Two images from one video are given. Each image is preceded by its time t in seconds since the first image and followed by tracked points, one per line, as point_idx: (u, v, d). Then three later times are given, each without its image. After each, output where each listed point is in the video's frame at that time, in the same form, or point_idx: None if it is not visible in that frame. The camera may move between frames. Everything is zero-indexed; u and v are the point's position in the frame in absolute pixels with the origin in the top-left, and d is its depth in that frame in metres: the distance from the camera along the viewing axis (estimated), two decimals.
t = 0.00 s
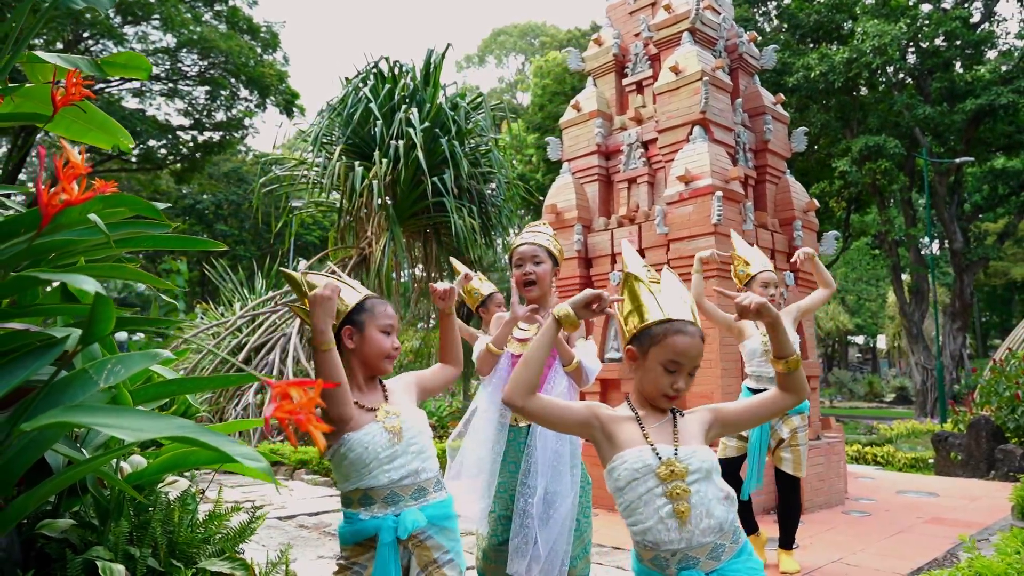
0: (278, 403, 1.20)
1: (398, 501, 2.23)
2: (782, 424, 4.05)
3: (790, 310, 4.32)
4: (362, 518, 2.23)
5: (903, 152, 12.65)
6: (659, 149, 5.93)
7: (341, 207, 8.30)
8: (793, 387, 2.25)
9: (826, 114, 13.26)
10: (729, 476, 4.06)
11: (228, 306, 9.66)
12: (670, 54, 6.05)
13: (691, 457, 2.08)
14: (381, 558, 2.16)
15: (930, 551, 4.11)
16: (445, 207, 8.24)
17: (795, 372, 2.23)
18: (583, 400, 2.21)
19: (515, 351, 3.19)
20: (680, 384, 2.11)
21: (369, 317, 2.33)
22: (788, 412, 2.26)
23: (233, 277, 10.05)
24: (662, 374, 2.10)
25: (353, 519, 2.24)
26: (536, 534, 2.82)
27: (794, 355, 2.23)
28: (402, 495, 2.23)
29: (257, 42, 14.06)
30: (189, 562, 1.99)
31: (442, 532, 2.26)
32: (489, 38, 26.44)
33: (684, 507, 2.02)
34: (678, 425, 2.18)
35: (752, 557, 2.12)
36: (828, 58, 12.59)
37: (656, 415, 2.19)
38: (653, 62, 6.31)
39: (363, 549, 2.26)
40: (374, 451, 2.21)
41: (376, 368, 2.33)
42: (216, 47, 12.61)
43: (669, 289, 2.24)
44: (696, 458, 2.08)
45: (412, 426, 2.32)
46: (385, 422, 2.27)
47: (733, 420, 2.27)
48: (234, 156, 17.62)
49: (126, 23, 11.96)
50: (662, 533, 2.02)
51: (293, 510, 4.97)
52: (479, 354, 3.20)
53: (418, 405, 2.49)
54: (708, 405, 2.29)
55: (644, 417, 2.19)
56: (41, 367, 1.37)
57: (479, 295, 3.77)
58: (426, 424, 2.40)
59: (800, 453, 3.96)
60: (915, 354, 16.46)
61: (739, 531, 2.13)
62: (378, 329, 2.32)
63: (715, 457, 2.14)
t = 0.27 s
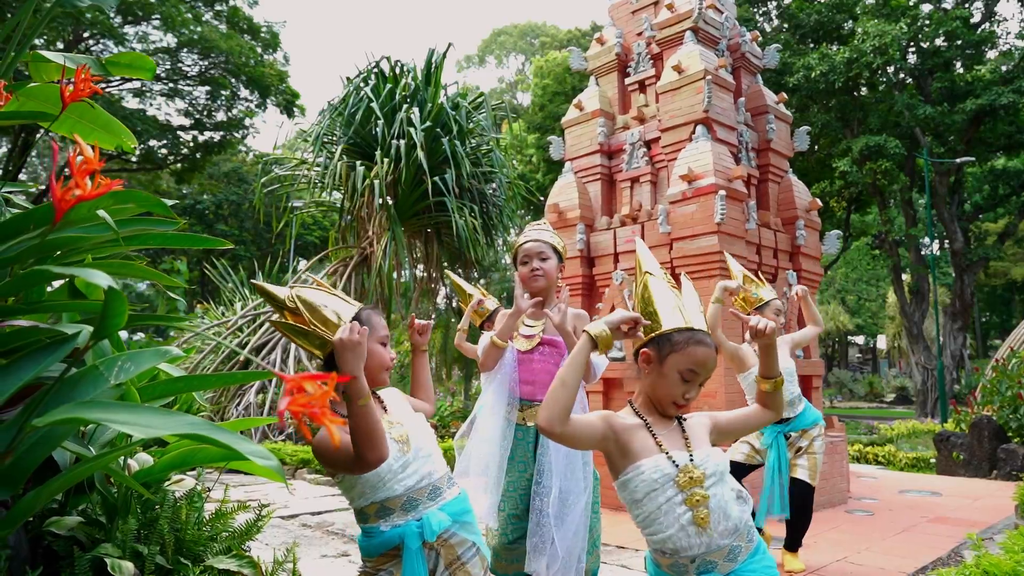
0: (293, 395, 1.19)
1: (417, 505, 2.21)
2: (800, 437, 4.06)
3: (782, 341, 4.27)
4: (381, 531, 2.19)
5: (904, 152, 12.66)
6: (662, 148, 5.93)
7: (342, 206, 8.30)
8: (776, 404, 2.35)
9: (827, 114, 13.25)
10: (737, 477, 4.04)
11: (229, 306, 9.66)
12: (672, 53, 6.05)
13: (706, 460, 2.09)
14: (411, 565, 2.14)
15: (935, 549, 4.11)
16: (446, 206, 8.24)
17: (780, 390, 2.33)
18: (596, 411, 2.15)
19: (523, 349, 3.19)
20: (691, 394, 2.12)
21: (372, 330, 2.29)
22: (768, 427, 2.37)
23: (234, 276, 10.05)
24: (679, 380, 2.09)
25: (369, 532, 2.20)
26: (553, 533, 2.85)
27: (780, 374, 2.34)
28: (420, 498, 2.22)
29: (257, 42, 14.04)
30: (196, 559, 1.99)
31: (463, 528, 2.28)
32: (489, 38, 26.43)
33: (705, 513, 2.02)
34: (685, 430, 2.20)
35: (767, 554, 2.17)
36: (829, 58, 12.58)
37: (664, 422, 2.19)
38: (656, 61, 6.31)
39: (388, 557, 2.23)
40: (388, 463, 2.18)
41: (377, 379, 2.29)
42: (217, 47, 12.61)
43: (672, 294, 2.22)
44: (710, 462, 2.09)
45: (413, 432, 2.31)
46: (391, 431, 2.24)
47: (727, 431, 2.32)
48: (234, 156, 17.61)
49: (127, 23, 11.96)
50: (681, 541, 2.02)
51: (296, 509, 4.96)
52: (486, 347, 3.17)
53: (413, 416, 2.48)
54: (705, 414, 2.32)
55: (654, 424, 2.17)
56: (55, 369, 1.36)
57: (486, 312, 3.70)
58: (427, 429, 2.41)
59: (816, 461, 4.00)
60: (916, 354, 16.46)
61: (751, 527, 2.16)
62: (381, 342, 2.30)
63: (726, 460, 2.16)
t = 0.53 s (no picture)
0: (305, 397, 1.19)
1: (407, 499, 2.21)
2: (799, 432, 4.06)
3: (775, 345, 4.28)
4: (373, 517, 2.22)
5: (904, 152, 12.65)
6: (664, 147, 5.93)
7: (343, 206, 8.29)
8: (805, 372, 2.31)
9: (828, 114, 13.25)
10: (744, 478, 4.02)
11: (230, 306, 9.65)
12: (675, 52, 6.05)
13: (722, 452, 2.10)
14: (397, 556, 2.15)
15: (938, 548, 4.10)
16: (448, 206, 8.24)
17: (807, 360, 2.27)
18: (610, 396, 2.19)
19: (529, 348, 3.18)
20: (698, 364, 2.09)
21: (365, 317, 2.28)
22: (800, 398, 2.33)
23: (235, 276, 10.04)
24: (678, 356, 2.09)
25: (363, 518, 2.23)
26: (569, 530, 2.91)
27: (805, 343, 2.28)
28: (411, 493, 2.21)
29: (258, 42, 14.04)
30: (203, 557, 1.99)
31: (454, 529, 2.24)
32: (489, 38, 26.42)
33: (711, 503, 2.03)
34: (704, 418, 2.19)
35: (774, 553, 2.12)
36: (830, 58, 12.57)
37: (682, 407, 2.20)
38: (658, 60, 6.30)
39: (375, 547, 2.25)
40: (381, 453, 2.19)
41: (380, 366, 2.29)
42: (217, 47, 12.60)
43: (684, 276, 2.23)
44: (726, 454, 2.10)
45: (419, 428, 2.30)
46: (392, 424, 2.24)
47: (750, 407, 2.31)
48: (234, 156, 17.60)
49: (127, 23, 11.96)
50: (685, 524, 2.03)
51: (299, 508, 4.96)
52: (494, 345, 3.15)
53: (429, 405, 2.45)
54: (726, 393, 2.32)
55: (670, 409, 2.19)
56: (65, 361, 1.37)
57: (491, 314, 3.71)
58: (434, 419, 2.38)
59: (817, 458, 3.99)
60: (917, 353, 16.46)
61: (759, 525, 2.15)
62: (375, 327, 2.28)
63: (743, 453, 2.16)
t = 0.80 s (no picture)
0: (310, 385, 1.21)
1: (382, 495, 2.13)
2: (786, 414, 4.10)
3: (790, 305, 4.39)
4: (352, 503, 2.18)
5: (906, 151, 12.65)
6: (666, 145, 5.92)
7: (345, 205, 8.30)
8: (830, 347, 2.19)
9: (829, 114, 13.24)
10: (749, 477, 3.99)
11: (231, 306, 9.65)
12: (676, 51, 6.05)
13: (719, 443, 2.07)
14: (360, 548, 2.09)
15: (941, 546, 4.09)
16: (449, 205, 8.23)
17: (830, 333, 2.18)
18: (615, 371, 2.23)
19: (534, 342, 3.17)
20: (692, 339, 2.11)
21: (356, 304, 2.29)
22: (831, 378, 2.20)
23: (236, 276, 10.03)
24: (668, 332, 2.14)
25: (344, 503, 2.20)
26: (580, 526, 2.92)
27: (827, 316, 2.19)
28: (387, 490, 2.13)
29: (259, 42, 14.04)
30: (206, 553, 1.99)
31: (424, 536, 2.12)
32: (490, 38, 26.41)
33: (697, 490, 2.03)
34: (709, 406, 2.15)
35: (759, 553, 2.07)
36: (831, 58, 12.56)
37: (689, 392, 2.20)
38: (660, 59, 6.30)
39: (351, 535, 2.19)
40: (366, 441, 2.16)
41: (378, 351, 2.28)
42: (218, 47, 12.61)
43: (681, 256, 2.25)
44: (722, 445, 2.07)
45: (416, 424, 2.18)
46: (387, 414, 2.18)
47: (771, 391, 2.22)
48: (236, 156, 17.61)
49: (128, 23, 11.98)
50: (667, 504, 2.06)
51: (300, 506, 4.95)
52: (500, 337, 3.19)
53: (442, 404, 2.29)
54: (746, 378, 2.25)
55: (676, 392, 2.20)
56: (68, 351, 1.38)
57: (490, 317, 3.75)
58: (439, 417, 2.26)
59: (804, 447, 4.03)
60: (918, 353, 16.44)
61: (749, 524, 2.10)
62: (363, 315, 2.26)
63: (743, 445, 2.12)
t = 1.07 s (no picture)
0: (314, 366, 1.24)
1: (373, 509, 2.13)
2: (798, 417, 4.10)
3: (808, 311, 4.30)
4: (349, 507, 2.20)
5: (910, 150, 12.61)
6: (670, 143, 5.91)
7: (348, 204, 8.31)
8: (851, 408, 2.03)
9: (833, 112, 13.21)
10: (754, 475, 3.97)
11: (235, 305, 9.66)
12: (680, 48, 6.03)
13: (711, 465, 2.03)
14: (347, 559, 2.10)
15: (947, 544, 4.08)
16: (452, 203, 8.23)
17: (853, 395, 2.02)
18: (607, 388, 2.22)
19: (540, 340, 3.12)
20: (682, 342, 2.06)
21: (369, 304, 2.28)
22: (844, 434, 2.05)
23: (241, 276, 10.05)
24: (659, 336, 2.11)
25: (343, 504, 2.23)
26: (595, 520, 2.91)
27: (852, 377, 2.01)
28: (377, 506, 2.12)
29: (263, 42, 14.07)
30: (209, 547, 1.99)
31: (415, 549, 2.11)
32: (493, 38, 26.41)
33: (685, 510, 2.02)
34: (706, 422, 2.11)
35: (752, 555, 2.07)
36: (835, 56, 12.53)
37: (688, 406, 2.15)
38: (663, 56, 6.29)
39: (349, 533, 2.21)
40: (359, 454, 2.15)
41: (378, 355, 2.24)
42: (223, 47, 12.64)
43: (684, 260, 2.25)
44: (713, 469, 2.03)
45: (409, 445, 2.11)
46: (378, 430, 2.14)
47: (779, 422, 2.11)
48: (240, 156, 17.65)
49: (133, 24, 12.02)
50: (657, 514, 2.08)
51: (304, 504, 4.95)
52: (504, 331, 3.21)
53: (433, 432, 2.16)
54: (755, 397, 2.15)
55: (675, 407, 2.15)
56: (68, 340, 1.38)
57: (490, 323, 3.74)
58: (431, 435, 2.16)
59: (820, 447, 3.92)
60: (923, 352, 16.39)
61: (741, 529, 2.08)
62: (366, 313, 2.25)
63: (737, 466, 2.08)
